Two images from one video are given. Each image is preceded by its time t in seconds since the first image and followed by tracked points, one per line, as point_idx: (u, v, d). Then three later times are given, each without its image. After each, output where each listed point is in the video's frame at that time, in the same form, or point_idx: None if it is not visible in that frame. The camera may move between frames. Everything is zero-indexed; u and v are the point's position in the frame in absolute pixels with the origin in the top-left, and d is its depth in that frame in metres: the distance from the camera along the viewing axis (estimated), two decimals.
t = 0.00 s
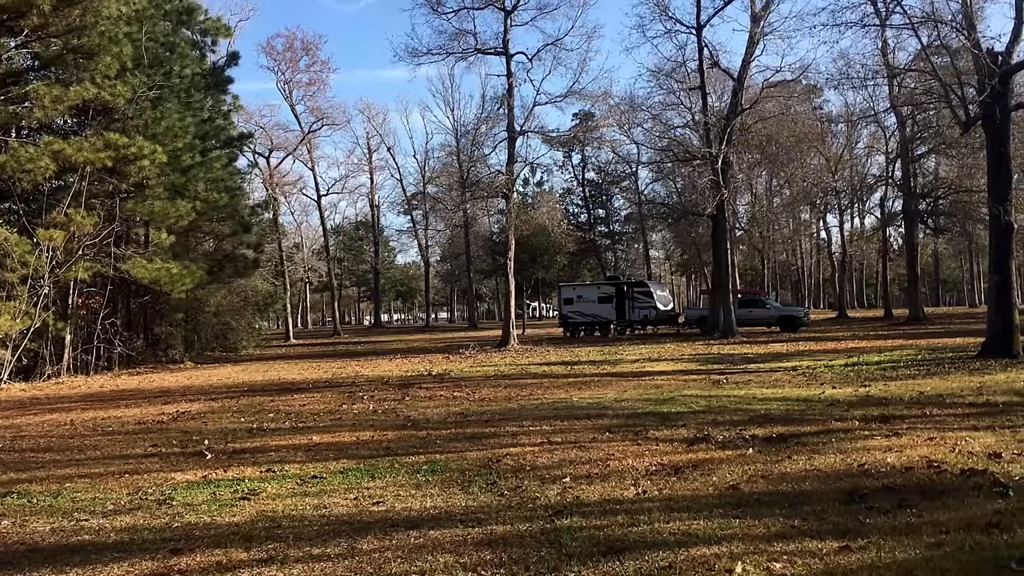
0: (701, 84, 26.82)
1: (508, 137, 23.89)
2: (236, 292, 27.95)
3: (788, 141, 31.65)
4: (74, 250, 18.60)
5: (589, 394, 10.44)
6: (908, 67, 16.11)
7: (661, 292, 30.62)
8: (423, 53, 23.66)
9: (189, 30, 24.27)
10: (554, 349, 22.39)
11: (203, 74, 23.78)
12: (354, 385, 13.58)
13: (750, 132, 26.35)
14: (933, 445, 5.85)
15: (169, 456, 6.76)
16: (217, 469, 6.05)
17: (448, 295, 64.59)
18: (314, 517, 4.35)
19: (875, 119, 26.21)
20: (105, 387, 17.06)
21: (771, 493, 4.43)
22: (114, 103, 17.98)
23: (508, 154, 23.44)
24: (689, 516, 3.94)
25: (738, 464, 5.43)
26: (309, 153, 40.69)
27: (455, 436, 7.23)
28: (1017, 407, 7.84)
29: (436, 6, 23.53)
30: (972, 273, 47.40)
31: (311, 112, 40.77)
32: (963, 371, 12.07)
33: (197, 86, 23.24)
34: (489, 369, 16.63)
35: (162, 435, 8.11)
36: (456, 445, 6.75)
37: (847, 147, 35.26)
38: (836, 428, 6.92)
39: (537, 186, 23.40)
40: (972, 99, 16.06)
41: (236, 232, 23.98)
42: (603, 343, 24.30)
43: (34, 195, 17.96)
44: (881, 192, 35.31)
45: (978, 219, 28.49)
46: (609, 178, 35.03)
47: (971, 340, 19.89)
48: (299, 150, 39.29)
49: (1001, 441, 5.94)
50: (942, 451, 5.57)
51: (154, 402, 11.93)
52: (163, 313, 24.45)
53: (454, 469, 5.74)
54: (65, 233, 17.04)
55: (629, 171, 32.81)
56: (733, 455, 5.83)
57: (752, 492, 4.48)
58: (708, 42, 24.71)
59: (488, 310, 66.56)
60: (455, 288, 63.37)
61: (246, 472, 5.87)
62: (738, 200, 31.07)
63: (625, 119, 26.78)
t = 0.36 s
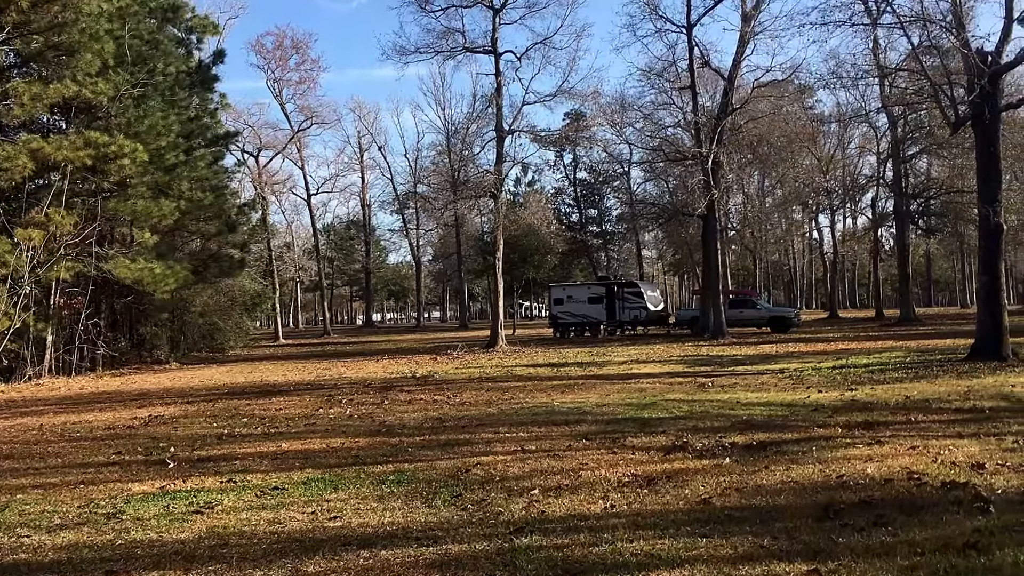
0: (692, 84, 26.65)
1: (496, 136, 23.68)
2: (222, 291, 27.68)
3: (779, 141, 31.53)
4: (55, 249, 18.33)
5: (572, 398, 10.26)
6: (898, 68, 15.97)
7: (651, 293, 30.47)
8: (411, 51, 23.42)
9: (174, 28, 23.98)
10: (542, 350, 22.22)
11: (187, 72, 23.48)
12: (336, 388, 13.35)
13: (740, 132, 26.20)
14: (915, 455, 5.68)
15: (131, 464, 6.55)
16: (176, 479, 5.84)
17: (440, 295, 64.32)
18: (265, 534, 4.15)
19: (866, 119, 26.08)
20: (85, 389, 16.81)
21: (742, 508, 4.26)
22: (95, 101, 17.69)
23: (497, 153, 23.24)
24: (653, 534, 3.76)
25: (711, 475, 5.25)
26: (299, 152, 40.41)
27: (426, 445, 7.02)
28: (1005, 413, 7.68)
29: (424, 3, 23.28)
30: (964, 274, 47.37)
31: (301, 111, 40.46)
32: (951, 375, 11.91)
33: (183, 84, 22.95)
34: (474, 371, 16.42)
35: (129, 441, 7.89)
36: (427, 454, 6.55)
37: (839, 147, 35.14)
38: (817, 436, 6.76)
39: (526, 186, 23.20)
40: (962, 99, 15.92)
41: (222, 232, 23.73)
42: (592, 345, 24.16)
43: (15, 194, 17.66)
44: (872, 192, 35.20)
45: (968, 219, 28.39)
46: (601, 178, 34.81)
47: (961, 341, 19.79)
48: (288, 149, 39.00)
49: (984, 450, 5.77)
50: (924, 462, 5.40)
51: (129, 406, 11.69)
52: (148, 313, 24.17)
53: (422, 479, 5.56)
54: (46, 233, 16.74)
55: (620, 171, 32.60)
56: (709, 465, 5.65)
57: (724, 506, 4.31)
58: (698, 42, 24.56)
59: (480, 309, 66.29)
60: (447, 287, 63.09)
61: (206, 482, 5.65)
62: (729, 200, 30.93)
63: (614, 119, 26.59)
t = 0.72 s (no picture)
0: (686, 81, 26.43)
1: (489, 133, 23.46)
2: (212, 289, 27.44)
3: (774, 139, 31.36)
4: (41, 246, 18.07)
5: (558, 398, 10.05)
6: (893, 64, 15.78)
7: (646, 291, 30.28)
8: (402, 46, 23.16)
9: (162, 22, 23.70)
10: (534, 349, 22.04)
11: (175, 67, 23.20)
12: (321, 387, 13.12)
13: (735, 129, 26.00)
14: (906, 458, 5.48)
15: (97, 466, 6.33)
16: (140, 482, 5.63)
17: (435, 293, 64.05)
18: (219, 543, 3.95)
19: (862, 116, 25.87)
20: (69, 388, 16.58)
21: (722, 516, 4.05)
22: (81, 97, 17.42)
23: (489, 150, 23.02)
24: (626, 544, 3.57)
25: (694, 479, 5.05)
26: (292, 149, 40.13)
27: (402, 446, 6.80)
28: (998, 414, 7.50)
29: None
30: (960, 273, 47.23)
31: (294, 108, 40.16)
32: (944, 374, 11.72)
33: (171, 79, 22.67)
34: (463, 370, 16.20)
35: (100, 442, 7.66)
36: (403, 456, 6.33)
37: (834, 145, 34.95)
38: (806, 438, 6.55)
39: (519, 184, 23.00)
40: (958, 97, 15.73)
41: (211, 229, 23.48)
42: (586, 343, 23.92)
43: None
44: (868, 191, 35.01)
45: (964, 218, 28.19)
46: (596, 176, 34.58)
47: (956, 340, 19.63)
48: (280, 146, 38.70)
49: (977, 452, 5.57)
50: (914, 465, 5.20)
51: (108, 406, 11.46)
52: (136, 311, 23.92)
53: (394, 483, 5.36)
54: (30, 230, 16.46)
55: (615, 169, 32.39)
56: (692, 468, 5.45)
57: (703, 513, 4.10)
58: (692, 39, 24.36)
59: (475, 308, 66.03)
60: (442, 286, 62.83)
61: (170, 486, 5.43)
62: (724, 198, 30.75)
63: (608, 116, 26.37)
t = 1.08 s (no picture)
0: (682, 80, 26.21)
1: (482, 132, 23.24)
2: (204, 289, 27.21)
3: (770, 139, 31.17)
4: (27, 246, 17.82)
5: (547, 402, 9.84)
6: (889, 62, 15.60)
7: (641, 291, 30.09)
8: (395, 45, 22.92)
9: (152, 20, 23.43)
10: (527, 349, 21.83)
11: (165, 65, 22.94)
12: (307, 390, 12.90)
13: (731, 128, 25.80)
14: (900, 468, 5.30)
15: (64, 476, 6.12)
16: (104, 493, 5.42)
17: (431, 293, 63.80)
18: (174, 563, 3.74)
19: (858, 115, 25.66)
20: (55, 389, 16.35)
21: (705, 533, 3.86)
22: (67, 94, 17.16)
23: (482, 149, 22.80)
24: (602, 565, 3.38)
25: (680, 491, 4.85)
26: (286, 149, 39.89)
27: (381, 454, 6.59)
28: (994, 420, 7.32)
29: None
30: (956, 273, 47.10)
31: (288, 106, 39.89)
32: (941, 377, 11.52)
33: (161, 77, 22.43)
34: (454, 372, 15.98)
35: (73, 449, 7.44)
36: (381, 464, 6.12)
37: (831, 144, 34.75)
38: (798, 445, 6.36)
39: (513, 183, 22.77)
40: (953, 97, 15.58)
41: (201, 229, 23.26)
42: (580, 344, 23.71)
43: None
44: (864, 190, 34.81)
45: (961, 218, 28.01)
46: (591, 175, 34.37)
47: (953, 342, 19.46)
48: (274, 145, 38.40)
49: (972, 462, 5.40)
50: (907, 475, 5.01)
51: (88, 409, 11.22)
52: (126, 312, 23.67)
53: (369, 494, 5.15)
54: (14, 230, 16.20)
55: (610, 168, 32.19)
56: (679, 478, 5.25)
57: (685, 530, 3.91)
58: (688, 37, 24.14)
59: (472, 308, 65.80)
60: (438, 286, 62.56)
61: (136, 497, 5.22)
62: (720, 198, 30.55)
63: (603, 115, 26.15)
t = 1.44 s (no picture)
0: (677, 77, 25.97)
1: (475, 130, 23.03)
2: (195, 288, 26.96)
3: (767, 138, 30.94)
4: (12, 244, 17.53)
5: (535, 403, 9.60)
6: (886, 58, 15.36)
7: (636, 291, 29.88)
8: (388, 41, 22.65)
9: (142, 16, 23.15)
10: (520, 349, 21.60)
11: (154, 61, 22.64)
12: (293, 391, 12.66)
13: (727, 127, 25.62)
14: (891, 472, 5.09)
15: (27, 480, 5.88)
16: (62, 499, 5.19)
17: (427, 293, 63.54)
18: None
19: (855, 113, 25.44)
20: (40, 389, 16.08)
21: (684, 544, 3.64)
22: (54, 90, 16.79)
23: (475, 147, 22.60)
24: None
25: (661, 498, 4.63)
26: (280, 147, 39.62)
27: (357, 457, 6.35)
28: (991, 421, 7.11)
29: None
30: (953, 272, 46.96)
31: (282, 104, 39.58)
32: (936, 377, 11.31)
33: (150, 74, 22.15)
34: (444, 371, 15.72)
35: (42, 452, 7.20)
36: (355, 468, 5.90)
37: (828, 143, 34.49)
38: (788, 448, 6.14)
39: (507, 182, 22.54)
40: (950, 94, 15.37)
41: (192, 227, 23.04)
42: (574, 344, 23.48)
43: None
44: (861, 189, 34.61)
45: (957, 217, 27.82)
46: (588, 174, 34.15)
47: (949, 341, 19.27)
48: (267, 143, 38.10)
49: (967, 466, 5.20)
50: (899, 480, 4.80)
51: (67, 410, 10.97)
52: (116, 311, 23.42)
53: (338, 501, 4.92)
54: None
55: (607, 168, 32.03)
56: (662, 483, 5.03)
57: (663, 540, 3.69)
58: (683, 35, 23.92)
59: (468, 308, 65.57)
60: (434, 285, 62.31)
61: (95, 504, 5.00)
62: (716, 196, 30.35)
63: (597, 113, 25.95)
